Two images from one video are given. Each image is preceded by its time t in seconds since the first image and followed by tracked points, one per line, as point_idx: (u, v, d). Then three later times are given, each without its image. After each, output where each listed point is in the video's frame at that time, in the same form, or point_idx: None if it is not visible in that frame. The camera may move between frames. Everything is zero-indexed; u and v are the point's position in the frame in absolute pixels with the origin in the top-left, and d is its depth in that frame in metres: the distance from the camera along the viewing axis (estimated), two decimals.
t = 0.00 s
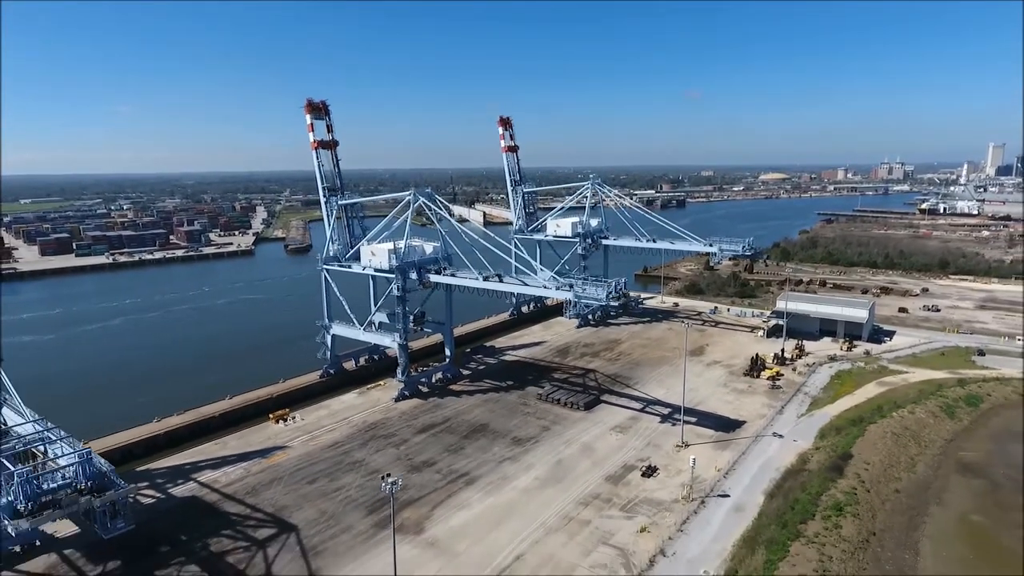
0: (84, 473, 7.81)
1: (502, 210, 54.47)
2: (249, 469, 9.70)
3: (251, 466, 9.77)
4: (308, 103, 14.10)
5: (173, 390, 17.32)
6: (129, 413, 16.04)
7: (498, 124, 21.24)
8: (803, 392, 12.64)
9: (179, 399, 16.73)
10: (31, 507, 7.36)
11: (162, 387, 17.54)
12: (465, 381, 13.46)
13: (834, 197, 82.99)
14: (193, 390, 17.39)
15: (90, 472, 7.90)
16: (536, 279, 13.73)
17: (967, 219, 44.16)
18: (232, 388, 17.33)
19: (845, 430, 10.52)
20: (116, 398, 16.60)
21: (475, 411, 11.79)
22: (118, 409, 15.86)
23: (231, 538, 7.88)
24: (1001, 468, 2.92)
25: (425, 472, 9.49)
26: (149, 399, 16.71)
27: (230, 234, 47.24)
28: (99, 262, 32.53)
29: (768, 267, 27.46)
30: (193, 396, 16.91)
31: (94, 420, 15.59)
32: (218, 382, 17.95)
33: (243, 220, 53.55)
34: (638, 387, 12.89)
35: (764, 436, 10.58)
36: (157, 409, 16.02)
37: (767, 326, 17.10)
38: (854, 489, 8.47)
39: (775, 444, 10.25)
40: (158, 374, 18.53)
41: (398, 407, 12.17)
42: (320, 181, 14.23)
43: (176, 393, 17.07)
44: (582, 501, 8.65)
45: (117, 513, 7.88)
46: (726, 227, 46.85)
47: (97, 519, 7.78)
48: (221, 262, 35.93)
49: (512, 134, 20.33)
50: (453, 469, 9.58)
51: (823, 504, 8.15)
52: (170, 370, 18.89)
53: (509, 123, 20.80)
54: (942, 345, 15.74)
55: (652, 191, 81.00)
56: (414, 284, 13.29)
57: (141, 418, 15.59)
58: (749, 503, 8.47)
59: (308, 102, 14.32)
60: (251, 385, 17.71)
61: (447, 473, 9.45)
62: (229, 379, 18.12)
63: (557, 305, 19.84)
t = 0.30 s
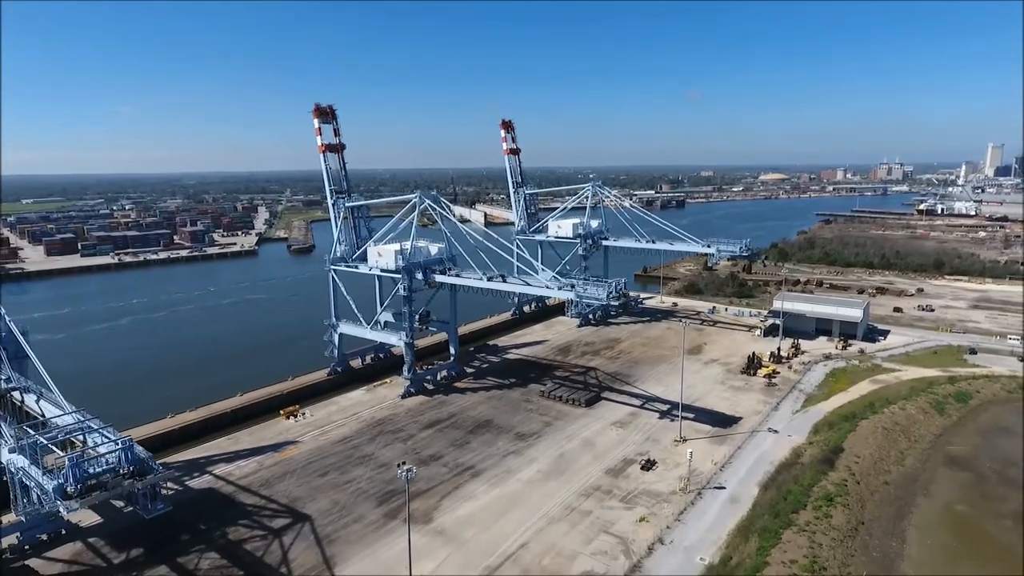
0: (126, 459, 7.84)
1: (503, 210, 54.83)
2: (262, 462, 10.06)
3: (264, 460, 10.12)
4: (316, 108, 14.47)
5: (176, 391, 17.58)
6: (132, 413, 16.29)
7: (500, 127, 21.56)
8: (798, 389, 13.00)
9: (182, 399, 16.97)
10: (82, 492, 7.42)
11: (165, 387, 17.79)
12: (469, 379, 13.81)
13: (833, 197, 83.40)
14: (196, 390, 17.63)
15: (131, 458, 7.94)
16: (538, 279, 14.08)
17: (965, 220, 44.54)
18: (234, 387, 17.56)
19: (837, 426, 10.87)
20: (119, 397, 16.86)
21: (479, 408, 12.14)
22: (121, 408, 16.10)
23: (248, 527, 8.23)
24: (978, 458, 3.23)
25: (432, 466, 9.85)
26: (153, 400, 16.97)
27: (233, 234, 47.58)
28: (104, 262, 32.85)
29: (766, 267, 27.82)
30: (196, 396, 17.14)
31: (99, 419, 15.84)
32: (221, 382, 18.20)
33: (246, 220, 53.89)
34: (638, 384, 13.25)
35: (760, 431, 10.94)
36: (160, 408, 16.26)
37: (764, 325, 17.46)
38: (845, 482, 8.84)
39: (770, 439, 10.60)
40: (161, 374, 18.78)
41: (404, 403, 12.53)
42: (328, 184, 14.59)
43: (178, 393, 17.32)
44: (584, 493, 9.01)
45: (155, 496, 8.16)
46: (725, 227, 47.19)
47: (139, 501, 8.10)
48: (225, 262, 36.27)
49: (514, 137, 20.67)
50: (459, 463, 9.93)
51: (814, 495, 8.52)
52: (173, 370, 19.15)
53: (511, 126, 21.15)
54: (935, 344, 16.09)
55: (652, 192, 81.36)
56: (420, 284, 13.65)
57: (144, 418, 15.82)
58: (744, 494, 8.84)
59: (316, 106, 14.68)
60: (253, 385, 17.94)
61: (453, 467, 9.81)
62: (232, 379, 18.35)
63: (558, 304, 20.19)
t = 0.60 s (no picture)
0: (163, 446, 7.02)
1: (503, 211, 55.27)
2: (275, 457, 10.41)
3: (277, 454, 10.48)
4: (324, 112, 14.83)
5: (179, 391, 17.86)
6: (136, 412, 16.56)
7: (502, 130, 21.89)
8: (794, 387, 13.36)
9: (185, 399, 17.22)
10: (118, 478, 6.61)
11: (169, 387, 18.06)
12: (472, 377, 14.17)
13: (832, 198, 83.87)
14: (199, 390, 17.89)
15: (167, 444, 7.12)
16: (541, 280, 14.42)
17: (961, 220, 44.98)
18: (236, 386, 17.80)
19: (830, 421, 11.23)
20: (123, 397, 17.12)
21: (484, 405, 12.50)
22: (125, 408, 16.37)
23: (264, 518, 8.58)
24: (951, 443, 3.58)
25: (439, 460, 10.21)
26: (156, 400, 17.24)
27: (236, 234, 47.97)
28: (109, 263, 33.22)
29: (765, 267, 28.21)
30: (198, 396, 17.39)
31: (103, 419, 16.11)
32: (224, 382, 18.47)
33: (249, 221, 54.35)
34: (637, 382, 13.60)
35: (755, 427, 11.30)
36: (162, 408, 16.52)
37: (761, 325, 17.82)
38: (836, 474, 9.19)
39: (765, 434, 10.95)
40: (166, 374, 19.07)
41: (410, 401, 12.88)
42: (335, 187, 14.95)
43: (181, 393, 17.57)
44: (585, 485, 9.36)
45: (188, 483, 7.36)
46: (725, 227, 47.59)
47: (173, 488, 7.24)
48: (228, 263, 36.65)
49: (516, 140, 21.00)
50: (465, 457, 10.29)
51: (806, 487, 8.87)
52: (178, 369, 19.44)
53: (512, 128, 21.49)
54: (928, 343, 16.45)
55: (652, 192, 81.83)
56: (424, 285, 13.99)
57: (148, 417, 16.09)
58: (739, 486, 9.19)
59: (323, 111, 15.03)
60: (255, 384, 18.19)
61: (459, 461, 10.17)
62: (234, 378, 18.61)
63: (559, 304, 20.54)
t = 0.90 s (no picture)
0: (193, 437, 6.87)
1: (504, 211, 55.65)
2: (286, 451, 10.77)
3: (288, 449, 10.84)
4: (330, 117, 15.18)
5: (184, 390, 18.13)
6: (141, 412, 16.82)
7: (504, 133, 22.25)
8: (789, 385, 13.72)
9: (190, 398, 17.47)
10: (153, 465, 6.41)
11: (174, 387, 18.31)
12: (476, 375, 14.52)
13: (831, 198, 84.36)
14: (202, 390, 18.12)
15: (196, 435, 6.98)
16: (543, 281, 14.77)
17: (960, 221, 45.38)
18: (240, 386, 18.02)
19: (824, 417, 11.58)
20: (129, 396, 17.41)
21: (488, 402, 12.86)
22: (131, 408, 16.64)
23: (278, 509, 8.93)
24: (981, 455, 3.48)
25: (445, 454, 10.56)
26: (161, 399, 17.50)
27: (239, 235, 48.34)
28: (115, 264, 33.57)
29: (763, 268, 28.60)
30: (203, 396, 17.64)
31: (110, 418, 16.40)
32: (228, 382, 18.71)
33: (251, 221, 54.74)
34: (637, 380, 13.96)
35: (751, 423, 11.66)
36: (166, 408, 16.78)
37: (758, 324, 18.18)
38: (829, 467, 9.53)
39: (761, 430, 11.31)
40: (171, 374, 19.36)
41: (416, 398, 13.24)
42: (342, 190, 15.31)
43: (186, 392, 17.83)
44: (587, 478, 9.72)
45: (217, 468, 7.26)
46: (724, 228, 48.00)
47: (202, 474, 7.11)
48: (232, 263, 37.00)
49: (518, 143, 21.36)
50: (470, 452, 10.65)
51: (799, 479, 9.22)
52: (184, 369, 19.73)
53: (514, 132, 21.84)
54: (922, 342, 16.81)
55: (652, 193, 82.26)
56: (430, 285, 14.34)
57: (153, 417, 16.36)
58: (735, 479, 9.55)
59: (330, 116, 15.39)
60: (258, 384, 18.41)
61: (465, 455, 10.52)
62: (238, 378, 18.86)
63: (560, 304, 20.90)
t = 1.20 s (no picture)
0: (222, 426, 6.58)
1: (505, 212, 56.05)
2: (297, 446, 11.13)
3: (299, 444, 11.20)
4: (337, 121, 15.55)
5: (190, 389, 18.39)
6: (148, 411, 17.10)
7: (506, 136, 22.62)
8: (785, 382, 14.08)
9: (195, 398, 17.74)
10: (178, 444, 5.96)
11: (179, 386, 18.58)
12: (480, 373, 14.88)
13: (829, 198, 84.81)
14: (207, 390, 18.38)
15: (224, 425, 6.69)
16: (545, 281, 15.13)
17: (957, 221, 45.78)
18: (245, 385, 18.25)
19: (818, 414, 11.95)
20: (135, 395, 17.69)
21: (491, 399, 13.22)
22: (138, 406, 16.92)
23: (291, 501, 9.28)
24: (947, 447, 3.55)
25: (451, 449, 10.92)
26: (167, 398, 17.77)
27: (242, 236, 48.72)
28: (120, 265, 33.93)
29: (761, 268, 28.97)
30: (208, 396, 17.91)
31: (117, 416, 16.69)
32: (233, 382, 18.96)
33: (254, 221, 55.12)
34: (636, 378, 14.32)
35: (748, 419, 12.01)
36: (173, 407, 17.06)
37: (756, 324, 18.54)
38: (821, 461, 9.89)
39: (756, 426, 11.66)
40: (177, 373, 19.64)
41: (421, 395, 13.60)
42: (348, 193, 15.66)
43: (191, 392, 18.09)
44: (588, 472, 10.08)
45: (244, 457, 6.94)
46: (722, 228, 48.37)
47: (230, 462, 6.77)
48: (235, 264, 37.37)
49: (520, 145, 21.72)
50: (475, 447, 11.01)
51: (793, 472, 9.58)
52: (189, 369, 20.00)
53: (516, 135, 22.21)
54: (915, 341, 17.17)
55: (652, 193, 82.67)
56: (434, 285, 14.71)
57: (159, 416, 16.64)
58: (731, 472, 9.91)
59: (337, 120, 15.76)
60: (263, 384, 18.64)
61: (470, 450, 10.88)
62: (243, 378, 19.12)
63: (561, 304, 21.27)
